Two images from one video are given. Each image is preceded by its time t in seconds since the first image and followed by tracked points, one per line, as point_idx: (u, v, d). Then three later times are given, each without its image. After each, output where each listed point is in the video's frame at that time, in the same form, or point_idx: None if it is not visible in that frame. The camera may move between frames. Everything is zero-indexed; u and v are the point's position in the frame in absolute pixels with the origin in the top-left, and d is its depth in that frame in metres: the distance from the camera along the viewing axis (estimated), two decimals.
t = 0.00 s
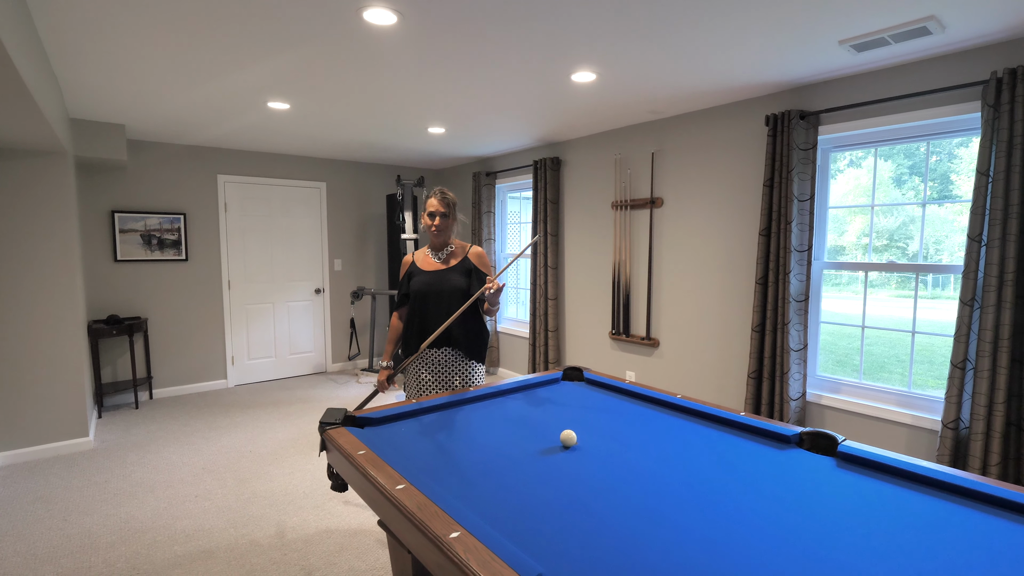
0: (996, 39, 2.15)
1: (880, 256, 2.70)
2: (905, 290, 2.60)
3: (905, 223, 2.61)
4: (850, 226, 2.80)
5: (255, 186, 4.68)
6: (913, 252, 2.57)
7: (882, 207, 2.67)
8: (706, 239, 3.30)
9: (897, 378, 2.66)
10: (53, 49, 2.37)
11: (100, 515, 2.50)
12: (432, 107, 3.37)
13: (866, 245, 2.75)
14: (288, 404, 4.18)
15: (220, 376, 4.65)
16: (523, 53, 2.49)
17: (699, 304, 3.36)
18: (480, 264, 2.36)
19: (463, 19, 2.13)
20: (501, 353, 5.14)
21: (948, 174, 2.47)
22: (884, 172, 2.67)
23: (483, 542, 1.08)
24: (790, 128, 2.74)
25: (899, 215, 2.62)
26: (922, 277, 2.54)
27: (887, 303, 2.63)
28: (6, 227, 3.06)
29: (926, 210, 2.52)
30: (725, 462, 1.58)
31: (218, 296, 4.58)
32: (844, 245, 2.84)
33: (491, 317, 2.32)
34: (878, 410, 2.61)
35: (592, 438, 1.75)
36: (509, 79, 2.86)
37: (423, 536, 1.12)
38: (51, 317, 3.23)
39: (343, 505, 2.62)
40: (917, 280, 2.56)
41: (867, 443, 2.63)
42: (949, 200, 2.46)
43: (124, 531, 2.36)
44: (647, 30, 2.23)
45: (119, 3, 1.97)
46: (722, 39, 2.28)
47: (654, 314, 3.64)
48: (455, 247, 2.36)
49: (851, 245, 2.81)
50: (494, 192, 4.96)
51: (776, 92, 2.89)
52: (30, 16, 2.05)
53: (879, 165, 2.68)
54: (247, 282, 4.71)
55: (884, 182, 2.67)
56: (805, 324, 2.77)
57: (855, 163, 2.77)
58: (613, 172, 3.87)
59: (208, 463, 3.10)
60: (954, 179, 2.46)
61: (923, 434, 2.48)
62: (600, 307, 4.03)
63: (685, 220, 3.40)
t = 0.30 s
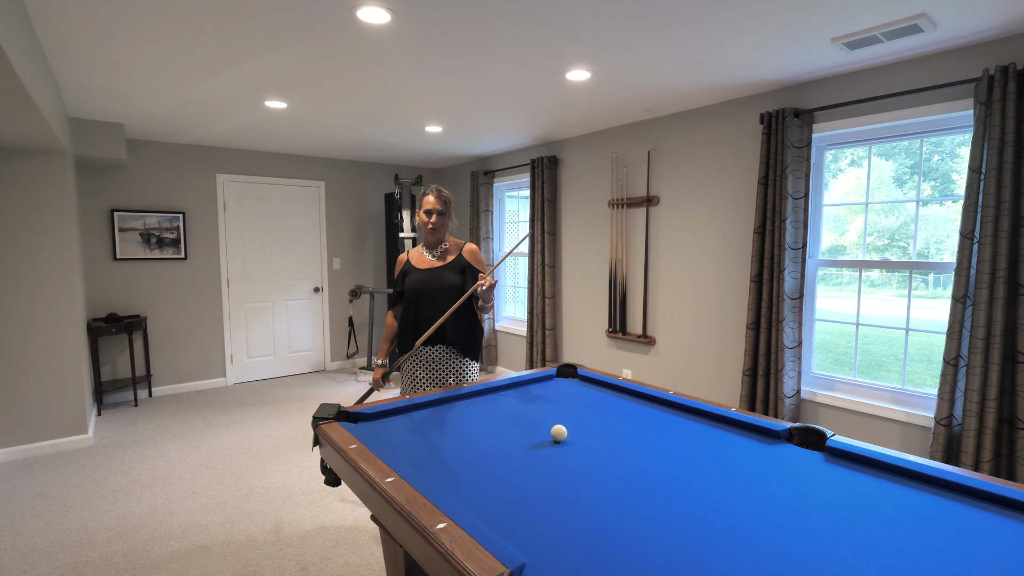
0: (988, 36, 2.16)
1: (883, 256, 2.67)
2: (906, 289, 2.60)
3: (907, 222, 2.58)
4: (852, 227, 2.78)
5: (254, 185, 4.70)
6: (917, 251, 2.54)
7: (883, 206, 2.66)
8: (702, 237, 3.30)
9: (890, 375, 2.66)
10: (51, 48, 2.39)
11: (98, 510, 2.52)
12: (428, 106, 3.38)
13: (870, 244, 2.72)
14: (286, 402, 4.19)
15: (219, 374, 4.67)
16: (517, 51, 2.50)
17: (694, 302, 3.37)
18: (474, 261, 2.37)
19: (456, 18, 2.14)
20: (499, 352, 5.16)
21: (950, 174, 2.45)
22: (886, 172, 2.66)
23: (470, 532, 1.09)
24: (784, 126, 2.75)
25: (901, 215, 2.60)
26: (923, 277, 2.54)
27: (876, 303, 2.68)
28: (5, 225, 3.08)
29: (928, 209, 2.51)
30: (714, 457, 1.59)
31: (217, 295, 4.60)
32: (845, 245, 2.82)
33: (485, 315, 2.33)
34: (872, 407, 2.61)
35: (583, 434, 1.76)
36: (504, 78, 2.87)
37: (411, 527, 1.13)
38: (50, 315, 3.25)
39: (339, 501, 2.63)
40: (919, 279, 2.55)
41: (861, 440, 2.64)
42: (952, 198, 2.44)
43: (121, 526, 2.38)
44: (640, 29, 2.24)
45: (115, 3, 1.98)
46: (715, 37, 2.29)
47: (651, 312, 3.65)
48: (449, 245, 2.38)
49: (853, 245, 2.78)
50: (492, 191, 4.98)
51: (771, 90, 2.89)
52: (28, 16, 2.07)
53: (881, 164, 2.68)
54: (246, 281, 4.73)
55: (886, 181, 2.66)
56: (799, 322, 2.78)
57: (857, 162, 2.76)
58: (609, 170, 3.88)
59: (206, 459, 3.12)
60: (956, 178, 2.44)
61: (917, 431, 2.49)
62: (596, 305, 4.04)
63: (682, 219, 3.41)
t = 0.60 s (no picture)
0: (982, 35, 2.16)
1: (883, 255, 2.67)
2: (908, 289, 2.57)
3: (909, 222, 2.57)
4: (853, 227, 2.77)
5: (254, 184, 4.72)
6: (917, 251, 2.56)
7: (884, 206, 2.65)
8: (699, 236, 3.31)
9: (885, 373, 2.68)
10: (50, 48, 2.41)
11: (96, 507, 2.54)
12: (426, 106, 3.40)
13: (871, 244, 2.72)
14: (285, 400, 4.21)
15: (219, 373, 4.69)
16: (513, 51, 2.51)
17: (691, 301, 3.38)
18: (470, 259, 2.38)
19: (451, 17, 2.15)
20: (497, 351, 5.17)
21: (954, 173, 2.43)
22: (888, 171, 2.65)
23: (457, 525, 1.10)
24: (780, 125, 2.76)
25: (903, 215, 2.59)
26: (926, 276, 2.53)
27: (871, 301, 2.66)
28: (6, 224, 3.10)
29: (930, 209, 2.50)
30: (706, 453, 1.60)
31: (217, 293, 4.62)
32: (846, 244, 2.81)
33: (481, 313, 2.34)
34: (867, 405, 2.62)
35: (575, 431, 1.77)
36: (500, 77, 2.88)
37: (400, 520, 1.14)
38: (49, 313, 3.27)
39: (336, 498, 2.65)
40: (920, 279, 2.55)
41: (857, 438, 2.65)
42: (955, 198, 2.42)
43: (119, 522, 2.40)
44: (635, 28, 2.24)
45: (112, 3, 2.00)
46: (710, 36, 2.29)
47: (648, 311, 3.66)
48: (444, 243, 2.38)
49: (854, 245, 2.77)
50: (490, 190, 4.99)
51: (767, 88, 2.90)
52: (27, 16, 2.08)
53: (883, 164, 2.66)
54: (245, 280, 4.75)
55: (888, 181, 2.64)
56: (795, 320, 2.79)
57: (858, 161, 2.74)
58: (607, 169, 3.89)
59: (204, 457, 3.13)
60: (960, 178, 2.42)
61: (911, 428, 2.49)
62: (594, 304, 4.05)
63: (679, 217, 3.42)
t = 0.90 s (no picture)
0: (977, 33, 2.16)
1: (884, 255, 2.66)
2: (911, 289, 2.56)
3: (912, 222, 2.56)
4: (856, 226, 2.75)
5: (254, 184, 4.74)
6: (919, 251, 2.54)
7: (886, 206, 2.64)
8: (697, 235, 3.32)
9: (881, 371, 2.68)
10: (48, 48, 2.42)
11: (96, 503, 2.56)
12: (424, 105, 3.41)
13: (872, 244, 2.71)
14: (285, 399, 4.23)
15: (219, 371, 4.71)
16: (510, 50, 2.51)
17: (688, 299, 3.39)
18: (467, 257, 2.39)
19: (448, 17, 2.16)
20: (496, 350, 5.18)
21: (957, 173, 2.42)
22: (890, 171, 2.63)
23: (448, 519, 1.11)
24: (776, 123, 2.76)
25: (905, 215, 2.57)
26: (927, 276, 2.52)
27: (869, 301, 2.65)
28: (6, 223, 3.11)
29: (932, 209, 2.48)
30: (699, 450, 1.60)
31: (217, 292, 4.64)
32: (849, 244, 2.79)
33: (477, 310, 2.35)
34: (864, 404, 2.62)
35: (569, 428, 1.78)
36: (498, 76, 2.89)
37: (392, 515, 1.15)
38: (50, 312, 3.29)
39: (333, 496, 2.66)
40: (923, 279, 2.53)
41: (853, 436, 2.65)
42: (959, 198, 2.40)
43: (118, 519, 2.41)
44: (631, 27, 2.25)
45: (110, 3, 2.01)
46: (705, 35, 2.30)
47: (646, 310, 3.67)
48: (442, 241, 2.40)
49: (856, 245, 2.76)
50: (489, 189, 5.00)
51: (764, 87, 2.90)
52: (26, 16, 2.10)
53: (885, 163, 2.65)
54: (245, 279, 4.77)
55: (890, 180, 2.63)
56: (791, 318, 2.79)
57: (860, 161, 2.73)
58: (605, 169, 3.90)
59: (204, 454, 3.15)
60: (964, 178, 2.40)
61: (907, 427, 2.50)
62: (592, 303, 4.06)
63: (677, 216, 3.43)
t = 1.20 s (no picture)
0: (972, 32, 2.16)
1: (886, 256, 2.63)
2: (913, 289, 2.55)
3: (915, 221, 2.53)
4: (858, 225, 2.73)
5: (254, 183, 4.76)
6: (922, 250, 2.51)
7: (890, 206, 2.61)
8: (694, 234, 3.32)
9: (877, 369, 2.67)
10: (48, 48, 2.43)
11: (96, 500, 2.58)
12: (423, 104, 3.42)
13: (874, 244, 2.68)
14: (284, 397, 4.24)
15: (219, 369, 4.73)
16: (506, 49, 2.52)
17: (686, 298, 3.40)
18: (464, 255, 2.41)
19: (445, 16, 2.17)
20: (496, 348, 5.19)
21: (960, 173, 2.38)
22: (892, 170, 2.61)
23: (438, 513, 1.12)
24: (773, 122, 2.77)
25: (908, 214, 2.55)
26: (929, 277, 2.50)
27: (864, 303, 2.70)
28: (7, 223, 3.13)
29: (935, 209, 2.45)
30: (693, 447, 1.61)
31: (217, 291, 4.66)
32: (850, 244, 2.76)
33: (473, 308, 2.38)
34: (861, 402, 2.62)
35: (563, 425, 1.79)
36: (495, 76, 2.90)
37: (383, 509, 1.16)
38: (51, 310, 3.31)
39: (331, 493, 2.67)
40: (925, 280, 2.51)
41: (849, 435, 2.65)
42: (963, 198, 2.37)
43: (118, 515, 2.43)
44: (626, 26, 2.25)
45: (108, 3, 2.02)
46: (701, 33, 2.30)
47: (643, 308, 3.67)
48: (439, 239, 2.41)
49: (858, 245, 2.73)
50: (489, 188, 5.02)
51: (760, 87, 2.91)
52: (26, 17, 2.11)
53: (887, 163, 2.63)
54: (246, 277, 4.79)
55: (893, 180, 2.60)
56: (788, 317, 2.80)
57: (863, 161, 2.71)
58: (603, 168, 3.91)
59: (203, 452, 3.17)
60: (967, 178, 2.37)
61: (904, 426, 2.50)
62: (591, 302, 4.08)
63: (674, 215, 3.43)
